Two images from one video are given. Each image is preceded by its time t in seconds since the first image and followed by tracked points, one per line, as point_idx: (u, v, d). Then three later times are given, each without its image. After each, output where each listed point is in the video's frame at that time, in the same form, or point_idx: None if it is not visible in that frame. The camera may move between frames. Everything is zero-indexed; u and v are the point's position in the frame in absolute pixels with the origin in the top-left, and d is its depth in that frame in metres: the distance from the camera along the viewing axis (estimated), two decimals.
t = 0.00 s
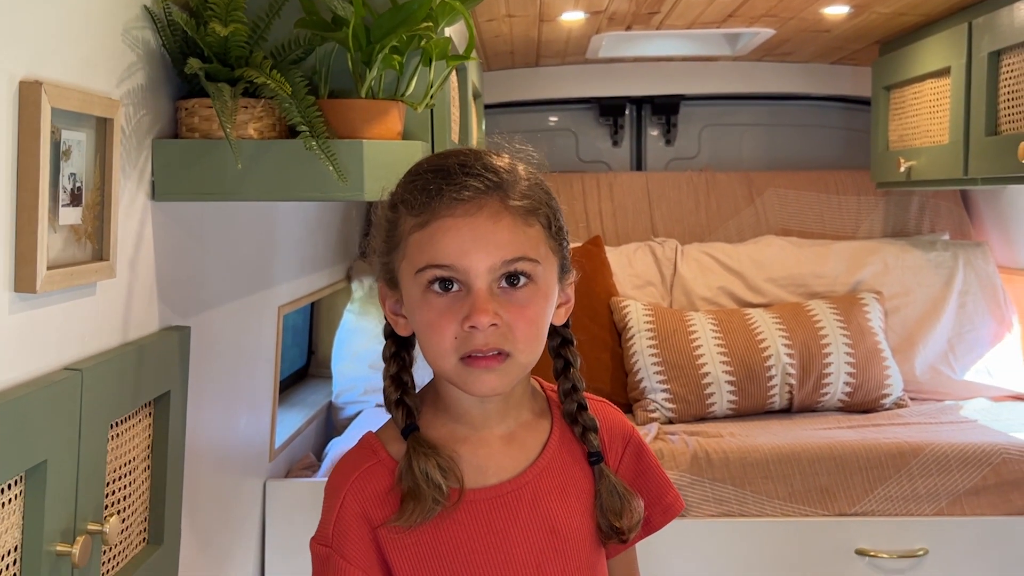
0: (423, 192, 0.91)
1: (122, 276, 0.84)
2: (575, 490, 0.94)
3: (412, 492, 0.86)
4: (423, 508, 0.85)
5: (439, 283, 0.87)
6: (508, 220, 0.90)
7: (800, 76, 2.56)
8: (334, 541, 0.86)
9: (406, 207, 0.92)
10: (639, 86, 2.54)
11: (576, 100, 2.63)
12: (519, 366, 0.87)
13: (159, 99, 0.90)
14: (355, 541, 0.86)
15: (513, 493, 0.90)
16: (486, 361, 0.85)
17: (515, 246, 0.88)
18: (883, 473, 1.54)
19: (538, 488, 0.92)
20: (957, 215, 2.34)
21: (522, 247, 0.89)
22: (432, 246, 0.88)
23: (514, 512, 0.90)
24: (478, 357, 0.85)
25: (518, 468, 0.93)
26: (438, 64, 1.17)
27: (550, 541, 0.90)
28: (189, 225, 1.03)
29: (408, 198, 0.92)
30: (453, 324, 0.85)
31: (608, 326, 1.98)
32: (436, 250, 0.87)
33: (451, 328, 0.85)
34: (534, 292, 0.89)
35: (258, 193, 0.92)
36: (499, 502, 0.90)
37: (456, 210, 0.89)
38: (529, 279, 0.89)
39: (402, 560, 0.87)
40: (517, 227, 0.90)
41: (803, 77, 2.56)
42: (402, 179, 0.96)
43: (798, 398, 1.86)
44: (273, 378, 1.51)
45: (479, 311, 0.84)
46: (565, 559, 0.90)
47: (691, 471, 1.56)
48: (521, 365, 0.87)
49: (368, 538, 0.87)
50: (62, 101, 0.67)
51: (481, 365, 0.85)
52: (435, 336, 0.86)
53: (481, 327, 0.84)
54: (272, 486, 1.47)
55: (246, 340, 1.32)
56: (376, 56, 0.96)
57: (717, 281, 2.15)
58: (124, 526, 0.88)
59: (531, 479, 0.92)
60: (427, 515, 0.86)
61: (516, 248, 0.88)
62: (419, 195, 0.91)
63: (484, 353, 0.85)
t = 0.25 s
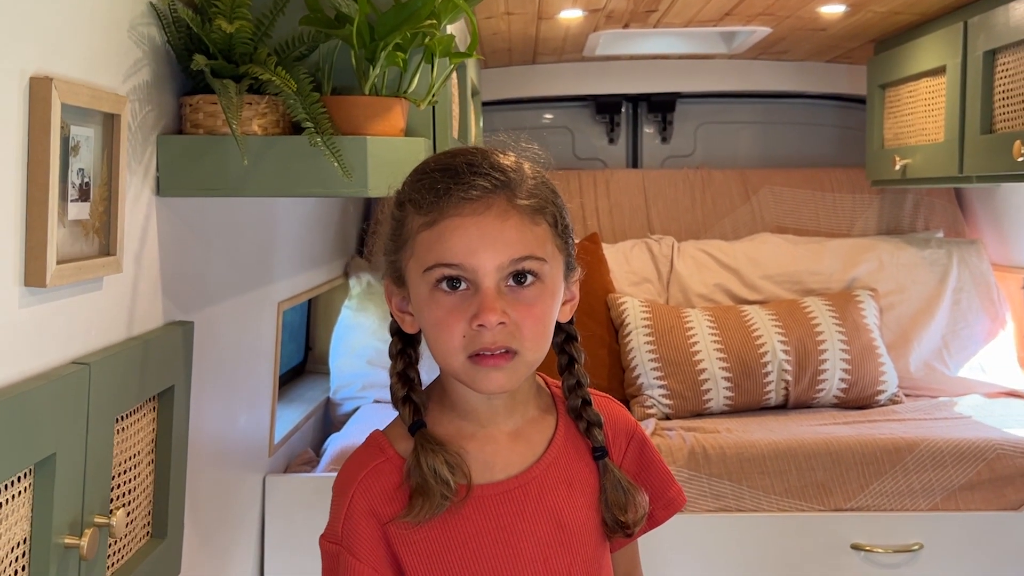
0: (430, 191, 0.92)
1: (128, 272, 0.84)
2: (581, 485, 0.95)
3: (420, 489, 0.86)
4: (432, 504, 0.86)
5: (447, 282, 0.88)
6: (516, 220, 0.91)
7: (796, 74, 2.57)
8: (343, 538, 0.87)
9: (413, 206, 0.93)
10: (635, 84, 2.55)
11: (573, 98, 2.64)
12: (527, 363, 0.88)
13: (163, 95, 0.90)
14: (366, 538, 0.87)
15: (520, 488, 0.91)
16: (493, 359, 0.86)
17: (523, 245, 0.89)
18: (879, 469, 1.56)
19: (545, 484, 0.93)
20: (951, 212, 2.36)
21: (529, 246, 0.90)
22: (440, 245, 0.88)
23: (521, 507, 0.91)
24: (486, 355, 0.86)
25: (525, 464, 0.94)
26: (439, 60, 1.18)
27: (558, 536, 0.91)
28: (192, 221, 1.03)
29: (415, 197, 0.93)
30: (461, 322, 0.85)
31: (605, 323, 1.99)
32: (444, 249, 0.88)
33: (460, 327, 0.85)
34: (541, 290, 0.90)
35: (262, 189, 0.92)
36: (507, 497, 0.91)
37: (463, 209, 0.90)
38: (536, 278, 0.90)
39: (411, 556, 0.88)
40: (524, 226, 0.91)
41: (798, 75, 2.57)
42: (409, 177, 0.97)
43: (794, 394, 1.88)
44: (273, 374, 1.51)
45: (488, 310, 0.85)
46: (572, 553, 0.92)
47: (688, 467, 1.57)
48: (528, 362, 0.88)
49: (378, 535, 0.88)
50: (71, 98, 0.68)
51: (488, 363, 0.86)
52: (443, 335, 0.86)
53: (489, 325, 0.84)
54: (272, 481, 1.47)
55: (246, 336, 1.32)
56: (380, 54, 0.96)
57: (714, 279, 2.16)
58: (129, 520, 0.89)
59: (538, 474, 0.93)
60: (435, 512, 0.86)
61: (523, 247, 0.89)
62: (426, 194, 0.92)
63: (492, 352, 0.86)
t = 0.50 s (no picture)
0: (429, 192, 0.92)
1: (127, 270, 0.84)
2: (581, 484, 0.96)
3: (420, 490, 0.87)
4: (432, 505, 0.86)
5: (447, 283, 0.88)
6: (515, 220, 0.91)
7: (791, 74, 2.58)
8: (344, 539, 0.87)
9: (412, 208, 0.93)
10: (630, 83, 2.56)
11: (568, 97, 2.64)
12: (527, 362, 0.89)
13: (162, 93, 0.90)
14: (367, 540, 0.87)
15: (520, 488, 0.92)
16: (494, 360, 0.87)
17: (522, 245, 0.90)
18: (873, 467, 1.57)
19: (545, 483, 0.93)
20: (945, 212, 2.37)
21: (528, 246, 0.90)
22: (439, 247, 0.89)
23: (522, 507, 0.91)
24: (486, 356, 0.86)
25: (525, 464, 0.94)
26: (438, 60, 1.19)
27: (558, 535, 0.91)
28: (190, 220, 1.03)
29: (415, 199, 0.93)
30: (461, 323, 0.86)
31: (601, 321, 1.99)
32: (443, 251, 0.88)
33: (460, 328, 0.86)
34: (540, 291, 0.90)
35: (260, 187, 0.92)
36: (507, 497, 0.91)
37: (463, 210, 0.90)
38: (535, 278, 0.90)
39: (412, 557, 0.88)
40: (523, 226, 0.91)
41: (793, 75, 2.58)
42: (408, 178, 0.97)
43: (789, 393, 1.89)
44: (269, 373, 1.51)
45: (488, 310, 0.85)
46: (572, 552, 0.92)
47: (684, 465, 1.58)
48: (528, 362, 0.89)
49: (379, 536, 0.88)
50: (71, 96, 0.68)
51: (488, 364, 0.86)
52: (443, 336, 0.87)
53: (489, 326, 0.85)
54: (269, 480, 1.47)
55: (243, 334, 1.32)
56: (378, 53, 0.97)
57: (709, 278, 2.17)
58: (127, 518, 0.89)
59: (539, 473, 0.93)
60: (436, 512, 0.87)
61: (523, 247, 0.90)
62: (426, 195, 0.92)
63: (492, 352, 0.86)
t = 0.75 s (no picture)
0: (429, 186, 0.92)
1: (120, 266, 0.84)
2: (577, 483, 0.96)
3: (416, 488, 0.87)
4: (427, 503, 0.86)
5: (445, 278, 0.87)
6: (514, 216, 0.91)
7: (785, 72, 2.58)
8: (340, 540, 0.87)
9: (411, 201, 0.92)
10: (624, 81, 2.56)
11: (562, 95, 2.64)
12: (523, 360, 0.88)
13: (155, 90, 0.90)
14: (363, 540, 0.87)
15: (516, 486, 0.91)
16: (490, 356, 0.86)
17: (521, 241, 0.89)
18: (867, 465, 1.57)
19: (541, 482, 0.93)
20: (938, 210, 2.37)
21: (527, 243, 0.90)
22: (439, 241, 0.88)
23: (518, 506, 0.91)
24: (483, 352, 0.86)
25: (521, 463, 0.94)
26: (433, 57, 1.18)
27: (554, 534, 0.91)
28: (184, 217, 1.03)
29: (414, 193, 0.93)
30: (459, 318, 0.85)
31: (595, 319, 1.99)
32: (442, 245, 0.88)
33: (457, 322, 0.85)
34: (538, 287, 0.90)
35: (254, 183, 0.92)
36: (503, 495, 0.91)
37: (463, 204, 0.90)
38: (534, 274, 0.90)
39: (409, 557, 0.88)
40: (522, 222, 0.91)
41: (787, 73, 2.58)
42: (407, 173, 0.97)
43: (782, 390, 1.89)
44: (262, 370, 1.50)
45: (486, 305, 0.85)
46: (569, 550, 0.92)
47: (678, 463, 1.58)
48: (524, 359, 0.88)
49: (375, 536, 0.88)
50: (65, 92, 0.68)
51: (484, 360, 0.86)
52: (440, 331, 0.86)
53: (487, 321, 0.84)
54: (262, 478, 1.47)
55: (237, 331, 1.32)
56: (373, 49, 0.97)
57: (703, 276, 2.17)
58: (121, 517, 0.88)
59: (535, 472, 0.93)
60: (431, 511, 0.86)
61: (522, 243, 0.89)
62: (425, 189, 0.92)
63: (488, 348, 0.86)
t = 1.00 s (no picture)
0: (426, 175, 0.92)
1: (113, 264, 0.83)
2: (571, 487, 0.96)
3: (407, 491, 0.86)
4: (419, 505, 0.86)
5: (438, 263, 0.87)
6: (510, 205, 0.91)
7: (779, 71, 2.58)
8: (333, 542, 0.87)
9: (407, 191, 0.93)
10: (619, 79, 2.56)
11: (556, 93, 2.64)
12: (515, 352, 0.87)
13: (149, 87, 0.89)
14: (356, 542, 0.87)
15: (511, 488, 0.91)
16: (481, 346, 0.85)
17: (516, 229, 0.90)
18: (861, 463, 1.57)
19: (535, 484, 0.93)
20: (932, 209, 2.38)
21: (522, 231, 0.90)
22: (433, 225, 0.88)
23: (511, 507, 0.91)
24: (474, 339, 0.85)
25: (514, 464, 0.94)
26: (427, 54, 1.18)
27: (548, 535, 0.91)
28: (178, 216, 1.02)
29: (411, 182, 0.93)
30: (450, 302, 0.85)
31: (589, 318, 1.99)
32: (437, 229, 0.88)
33: (449, 306, 0.85)
34: (532, 277, 0.89)
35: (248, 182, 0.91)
36: (497, 497, 0.91)
37: (459, 191, 0.90)
38: (527, 264, 0.90)
39: (402, 559, 0.88)
40: (518, 211, 0.91)
41: (781, 72, 2.58)
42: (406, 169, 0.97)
43: (776, 389, 1.89)
44: (256, 369, 1.50)
45: (478, 289, 0.84)
46: (562, 553, 0.92)
47: (672, 461, 1.58)
48: (516, 351, 0.87)
49: (368, 539, 0.87)
50: (58, 89, 0.67)
51: (475, 349, 0.85)
52: (431, 316, 0.85)
53: (479, 304, 0.84)
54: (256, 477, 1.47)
55: (231, 329, 1.31)
56: (367, 47, 0.96)
57: (698, 274, 2.17)
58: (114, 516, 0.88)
59: (529, 475, 0.93)
60: (423, 513, 0.86)
61: (516, 230, 0.89)
62: (422, 178, 0.92)
63: (480, 336, 0.85)
